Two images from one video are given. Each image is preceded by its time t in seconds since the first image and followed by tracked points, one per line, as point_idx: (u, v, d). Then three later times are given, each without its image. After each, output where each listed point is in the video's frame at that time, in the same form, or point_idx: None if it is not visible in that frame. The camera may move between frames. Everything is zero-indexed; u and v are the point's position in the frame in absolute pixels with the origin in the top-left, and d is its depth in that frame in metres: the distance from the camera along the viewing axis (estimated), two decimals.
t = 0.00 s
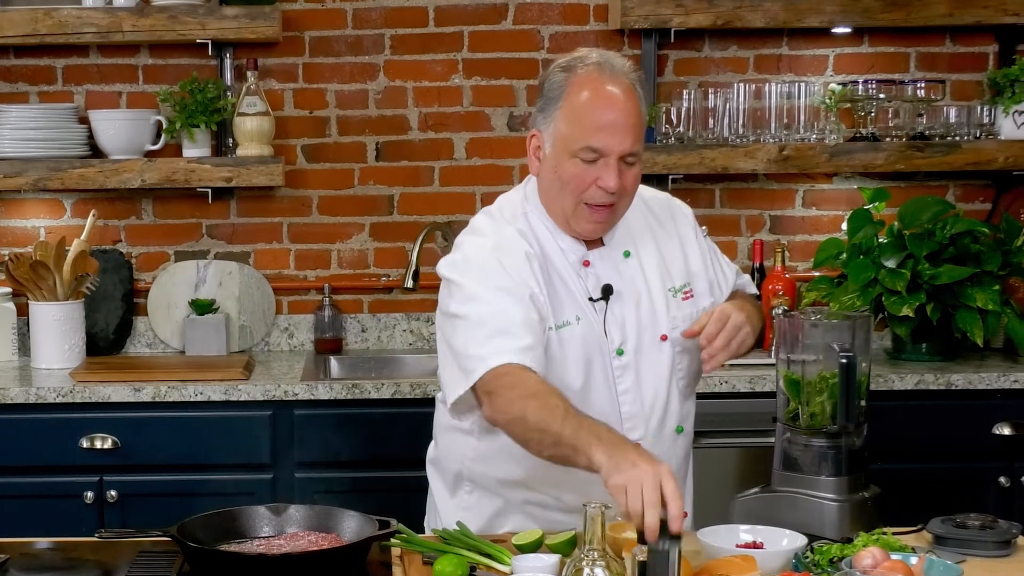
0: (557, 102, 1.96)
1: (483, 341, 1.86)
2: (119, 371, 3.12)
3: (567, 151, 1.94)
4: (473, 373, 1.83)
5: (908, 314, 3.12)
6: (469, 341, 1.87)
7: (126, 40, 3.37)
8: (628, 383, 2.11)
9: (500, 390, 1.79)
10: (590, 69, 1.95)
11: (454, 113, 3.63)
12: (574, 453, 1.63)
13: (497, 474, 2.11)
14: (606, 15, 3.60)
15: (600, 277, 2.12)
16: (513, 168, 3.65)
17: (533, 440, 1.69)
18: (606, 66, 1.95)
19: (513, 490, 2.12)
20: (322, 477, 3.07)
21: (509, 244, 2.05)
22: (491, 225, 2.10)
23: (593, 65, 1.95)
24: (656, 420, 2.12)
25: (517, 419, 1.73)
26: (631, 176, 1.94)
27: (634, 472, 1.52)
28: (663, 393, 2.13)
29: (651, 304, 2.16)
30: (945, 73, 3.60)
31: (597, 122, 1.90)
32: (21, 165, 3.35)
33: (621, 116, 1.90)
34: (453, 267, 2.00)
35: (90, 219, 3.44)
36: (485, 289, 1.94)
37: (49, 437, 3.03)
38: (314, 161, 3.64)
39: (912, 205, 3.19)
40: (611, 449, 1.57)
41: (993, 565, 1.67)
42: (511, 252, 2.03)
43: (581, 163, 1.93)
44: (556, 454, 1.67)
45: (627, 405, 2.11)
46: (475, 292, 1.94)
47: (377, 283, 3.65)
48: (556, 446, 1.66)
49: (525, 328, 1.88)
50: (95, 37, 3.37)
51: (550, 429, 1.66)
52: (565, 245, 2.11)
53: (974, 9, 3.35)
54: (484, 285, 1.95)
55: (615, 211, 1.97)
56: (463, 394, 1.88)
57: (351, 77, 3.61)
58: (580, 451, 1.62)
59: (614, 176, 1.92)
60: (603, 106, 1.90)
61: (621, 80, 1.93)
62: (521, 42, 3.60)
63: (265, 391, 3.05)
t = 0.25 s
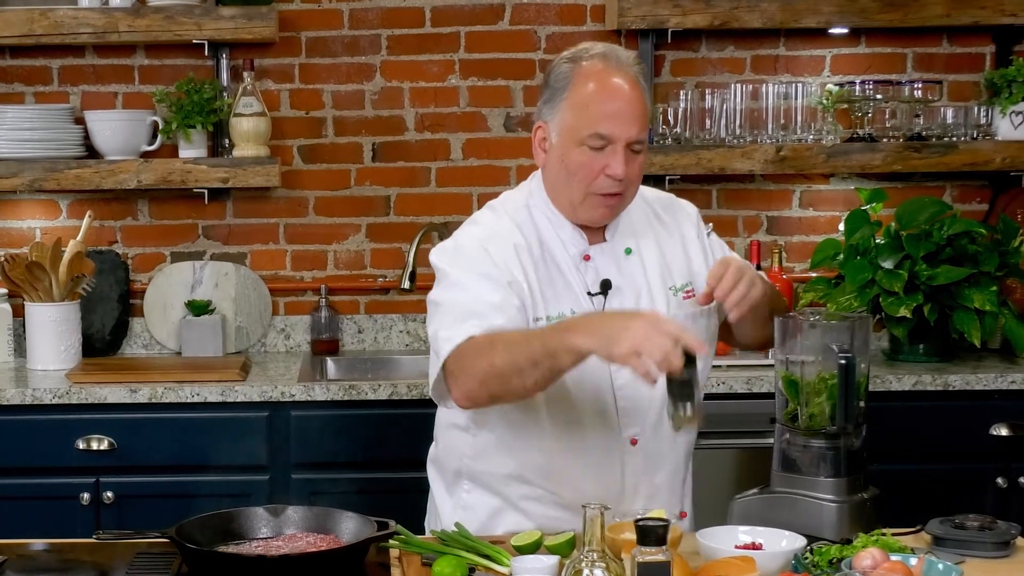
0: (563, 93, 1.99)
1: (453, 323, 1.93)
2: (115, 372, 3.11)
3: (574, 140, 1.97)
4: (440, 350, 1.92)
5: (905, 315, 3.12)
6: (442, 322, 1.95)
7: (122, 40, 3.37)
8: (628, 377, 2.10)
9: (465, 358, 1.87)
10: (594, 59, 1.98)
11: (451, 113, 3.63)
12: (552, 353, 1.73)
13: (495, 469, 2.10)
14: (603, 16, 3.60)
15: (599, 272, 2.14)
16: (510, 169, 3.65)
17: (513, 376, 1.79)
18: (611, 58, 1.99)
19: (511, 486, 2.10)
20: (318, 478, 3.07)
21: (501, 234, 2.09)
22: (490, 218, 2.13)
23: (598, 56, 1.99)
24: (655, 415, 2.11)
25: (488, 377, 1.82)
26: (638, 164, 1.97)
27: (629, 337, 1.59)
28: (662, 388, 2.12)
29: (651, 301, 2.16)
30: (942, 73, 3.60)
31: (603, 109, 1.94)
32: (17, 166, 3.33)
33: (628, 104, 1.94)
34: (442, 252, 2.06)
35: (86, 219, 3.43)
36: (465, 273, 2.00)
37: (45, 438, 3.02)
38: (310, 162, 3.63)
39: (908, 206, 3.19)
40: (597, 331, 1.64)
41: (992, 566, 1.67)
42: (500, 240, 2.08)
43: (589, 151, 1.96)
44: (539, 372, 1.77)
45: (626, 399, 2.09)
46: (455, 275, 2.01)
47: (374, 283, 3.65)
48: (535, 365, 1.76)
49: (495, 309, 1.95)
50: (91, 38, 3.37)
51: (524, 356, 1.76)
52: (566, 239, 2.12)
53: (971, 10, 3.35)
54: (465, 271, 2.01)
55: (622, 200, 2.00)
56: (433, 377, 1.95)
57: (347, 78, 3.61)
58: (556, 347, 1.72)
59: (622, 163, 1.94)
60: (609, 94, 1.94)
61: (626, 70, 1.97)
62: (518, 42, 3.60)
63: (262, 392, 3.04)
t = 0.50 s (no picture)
0: (569, 89, 1.99)
1: (456, 330, 1.94)
2: (112, 372, 3.10)
3: (587, 134, 1.96)
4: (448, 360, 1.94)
5: (903, 315, 3.13)
6: (445, 328, 1.96)
7: (118, 40, 3.36)
8: (625, 370, 2.07)
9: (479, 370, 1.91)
10: (598, 54, 1.99)
11: (447, 113, 3.62)
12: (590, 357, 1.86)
13: (493, 463, 2.10)
14: (600, 16, 3.60)
15: (599, 265, 2.13)
16: (506, 168, 3.64)
17: (544, 386, 1.88)
18: (612, 53, 1.99)
19: (509, 478, 2.09)
20: (315, 479, 3.06)
21: (501, 230, 2.08)
22: (492, 213, 2.12)
23: (600, 51, 2.00)
24: (652, 409, 2.09)
25: (517, 389, 1.89)
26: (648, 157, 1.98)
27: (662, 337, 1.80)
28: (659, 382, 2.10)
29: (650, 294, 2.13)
30: (938, 73, 3.60)
31: (614, 103, 1.94)
32: (12, 166, 3.32)
33: (637, 97, 1.95)
34: (443, 252, 2.06)
35: (82, 219, 3.42)
36: (466, 273, 2.01)
37: (40, 439, 3.02)
38: (306, 162, 3.62)
39: (906, 206, 3.17)
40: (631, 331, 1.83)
41: (990, 566, 1.66)
42: (500, 236, 2.07)
43: (602, 145, 1.96)
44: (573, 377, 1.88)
45: (622, 392, 2.07)
46: (457, 276, 2.01)
47: (370, 284, 3.64)
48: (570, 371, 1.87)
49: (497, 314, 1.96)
50: (86, 37, 3.36)
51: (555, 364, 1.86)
52: (566, 232, 2.11)
53: (968, 10, 3.35)
54: (465, 271, 2.01)
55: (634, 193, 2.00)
56: (438, 382, 1.98)
57: (343, 77, 3.60)
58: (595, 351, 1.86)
59: (636, 156, 1.95)
60: (618, 88, 1.94)
61: (630, 64, 1.98)
62: (514, 42, 3.60)
63: (258, 393, 3.04)
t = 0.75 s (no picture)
0: (585, 90, 2.01)
1: (463, 319, 1.95)
2: (108, 373, 3.09)
3: (605, 134, 1.98)
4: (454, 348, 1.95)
5: (899, 316, 3.13)
6: (451, 317, 1.97)
7: (113, 40, 3.35)
8: (631, 364, 2.07)
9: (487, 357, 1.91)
10: (613, 55, 2.02)
11: (443, 113, 3.62)
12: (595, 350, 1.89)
13: (499, 456, 2.10)
14: (596, 16, 3.60)
15: (608, 261, 2.13)
16: (503, 169, 3.64)
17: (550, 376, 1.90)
18: (626, 54, 2.02)
19: (515, 471, 2.10)
20: (311, 480, 3.05)
21: (510, 223, 2.08)
22: (501, 206, 2.13)
23: (614, 53, 2.03)
24: (657, 404, 2.08)
25: (524, 378, 1.89)
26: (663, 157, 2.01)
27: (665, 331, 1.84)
28: (666, 378, 2.09)
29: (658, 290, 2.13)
30: (935, 73, 3.60)
31: (631, 103, 1.97)
32: (8, 166, 3.32)
33: (653, 98, 1.98)
34: (451, 242, 2.06)
35: (77, 220, 3.42)
36: (474, 264, 2.01)
37: (36, 440, 3.01)
38: (302, 162, 3.62)
39: (902, 206, 3.18)
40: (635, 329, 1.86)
41: (989, 566, 1.66)
42: (509, 229, 2.07)
43: (620, 146, 1.98)
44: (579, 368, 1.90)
45: (628, 386, 2.06)
46: (464, 266, 2.01)
47: (366, 284, 3.64)
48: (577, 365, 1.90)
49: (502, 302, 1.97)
50: (82, 37, 3.35)
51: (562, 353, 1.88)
52: (575, 227, 2.12)
53: (964, 10, 3.36)
54: (474, 261, 2.01)
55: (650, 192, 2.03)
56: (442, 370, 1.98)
57: (339, 78, 3.60)
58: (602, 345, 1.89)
59: (654, 155, 1.98)
60: (634, 89, 1.97)
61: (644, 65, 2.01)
62: (510, 42, 3.59)
63: (254, 393, 3.03)
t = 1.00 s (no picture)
0: (606, 87, 2.01)
1: (478, 302, 1.94)
2: (103, 374, 3.09)
3: (624, 132, 1.98)
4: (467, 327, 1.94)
5: (896, 317, 3.13)
6: (466, 300, 1.96)
7: (109, 40, 3.34)
8: (641, 360, 2.07)
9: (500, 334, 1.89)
10: (634, 54, 2.02)
11: (439, 114, 3.61)
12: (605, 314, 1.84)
13: (508, 450, 2.09)
14: (592, 16, 3.59)
15: (621, 257, 2.13)
16: (498, 169, 3.63)
17: (562, 346, 1.86)
18: (647, 53, 2.03)
19: (523, 465, 2.09)
20: (307, 481, 3.05)
21: (525, 216, 2.09)
22: (515, 200, 2.13)
23: (635, 51, 2.03)
24: (666, 399, 2.08)
25: (535, 351, 1.87)
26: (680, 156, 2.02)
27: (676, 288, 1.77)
28: (675, 374, 2.09)
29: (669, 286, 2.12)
30: (931, 74, 3.60)
31: (652, 102, 1.98)
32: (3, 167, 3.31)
33: (673, 97, 1.98)
34: (468, 232, 2.07)
35: (72, 220, 3.41)
36: (489, 253, 2.00)
37: (31, 441, 3.00)
38: (298, 162, 3.61)
39: (899, 207, 3.19)
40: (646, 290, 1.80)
41: (987, 566, 1.66)
42: (524, 221, 2.08)
43: (639, 144, 1.98)
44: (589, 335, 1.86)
45: (639, 380, 2.06)
46: (480, 253, 2.01)
47: (361, 285, 3.63)
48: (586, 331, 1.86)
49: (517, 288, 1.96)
50: (77, 37, 3.34)
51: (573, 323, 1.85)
52: (590, 222, 2.12)
53: (961, 11, 3.36)
54: (488, 249, 2.01)
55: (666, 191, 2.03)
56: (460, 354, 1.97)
57: (335, 78, 3.59)
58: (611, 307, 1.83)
59: (672, 154, 1.98)
60: (654, 87, 1.98)
61: (664, 64, 2.02)
62: (505, 43, 3.59)
63: (250, 394, 3.02)
